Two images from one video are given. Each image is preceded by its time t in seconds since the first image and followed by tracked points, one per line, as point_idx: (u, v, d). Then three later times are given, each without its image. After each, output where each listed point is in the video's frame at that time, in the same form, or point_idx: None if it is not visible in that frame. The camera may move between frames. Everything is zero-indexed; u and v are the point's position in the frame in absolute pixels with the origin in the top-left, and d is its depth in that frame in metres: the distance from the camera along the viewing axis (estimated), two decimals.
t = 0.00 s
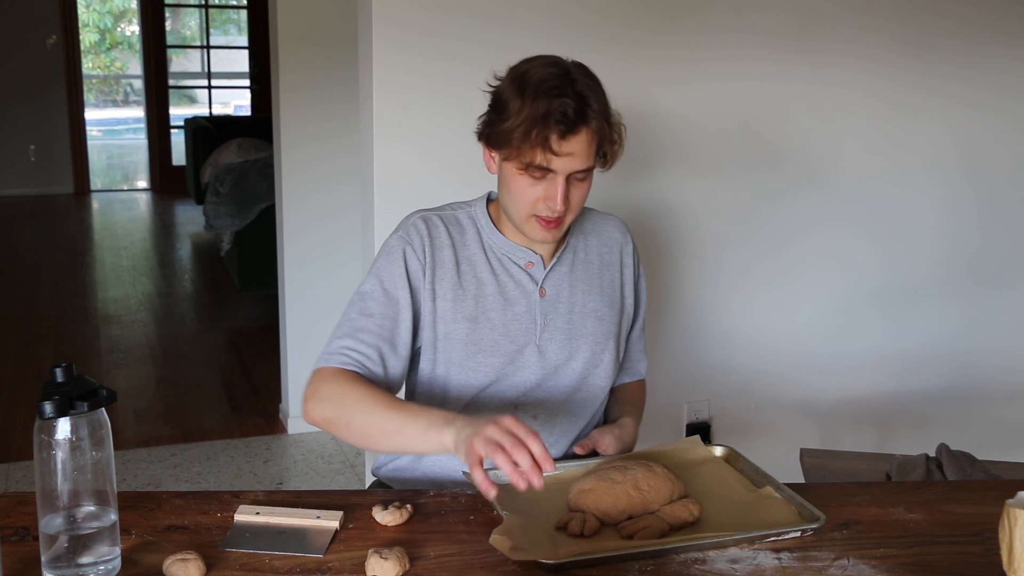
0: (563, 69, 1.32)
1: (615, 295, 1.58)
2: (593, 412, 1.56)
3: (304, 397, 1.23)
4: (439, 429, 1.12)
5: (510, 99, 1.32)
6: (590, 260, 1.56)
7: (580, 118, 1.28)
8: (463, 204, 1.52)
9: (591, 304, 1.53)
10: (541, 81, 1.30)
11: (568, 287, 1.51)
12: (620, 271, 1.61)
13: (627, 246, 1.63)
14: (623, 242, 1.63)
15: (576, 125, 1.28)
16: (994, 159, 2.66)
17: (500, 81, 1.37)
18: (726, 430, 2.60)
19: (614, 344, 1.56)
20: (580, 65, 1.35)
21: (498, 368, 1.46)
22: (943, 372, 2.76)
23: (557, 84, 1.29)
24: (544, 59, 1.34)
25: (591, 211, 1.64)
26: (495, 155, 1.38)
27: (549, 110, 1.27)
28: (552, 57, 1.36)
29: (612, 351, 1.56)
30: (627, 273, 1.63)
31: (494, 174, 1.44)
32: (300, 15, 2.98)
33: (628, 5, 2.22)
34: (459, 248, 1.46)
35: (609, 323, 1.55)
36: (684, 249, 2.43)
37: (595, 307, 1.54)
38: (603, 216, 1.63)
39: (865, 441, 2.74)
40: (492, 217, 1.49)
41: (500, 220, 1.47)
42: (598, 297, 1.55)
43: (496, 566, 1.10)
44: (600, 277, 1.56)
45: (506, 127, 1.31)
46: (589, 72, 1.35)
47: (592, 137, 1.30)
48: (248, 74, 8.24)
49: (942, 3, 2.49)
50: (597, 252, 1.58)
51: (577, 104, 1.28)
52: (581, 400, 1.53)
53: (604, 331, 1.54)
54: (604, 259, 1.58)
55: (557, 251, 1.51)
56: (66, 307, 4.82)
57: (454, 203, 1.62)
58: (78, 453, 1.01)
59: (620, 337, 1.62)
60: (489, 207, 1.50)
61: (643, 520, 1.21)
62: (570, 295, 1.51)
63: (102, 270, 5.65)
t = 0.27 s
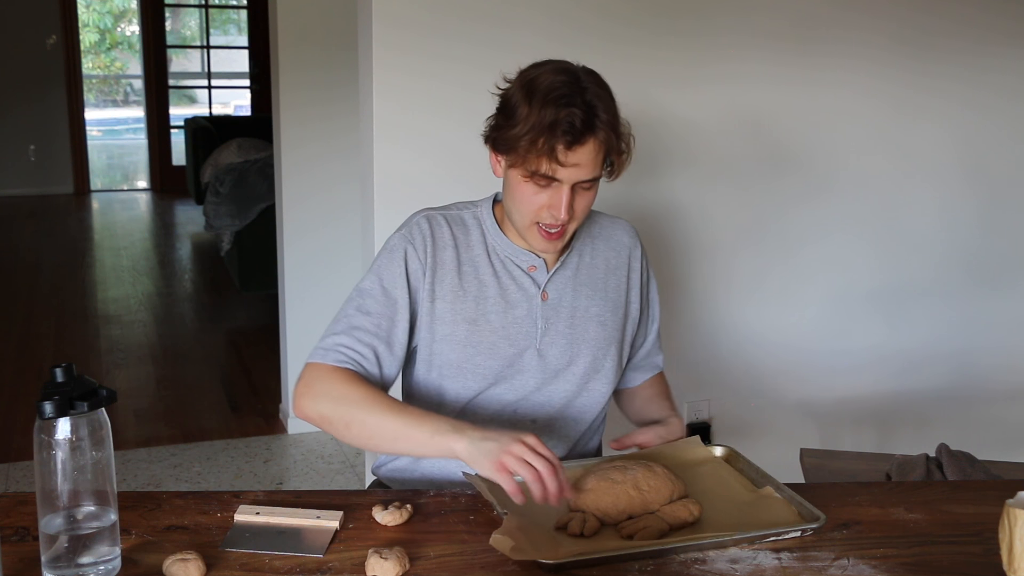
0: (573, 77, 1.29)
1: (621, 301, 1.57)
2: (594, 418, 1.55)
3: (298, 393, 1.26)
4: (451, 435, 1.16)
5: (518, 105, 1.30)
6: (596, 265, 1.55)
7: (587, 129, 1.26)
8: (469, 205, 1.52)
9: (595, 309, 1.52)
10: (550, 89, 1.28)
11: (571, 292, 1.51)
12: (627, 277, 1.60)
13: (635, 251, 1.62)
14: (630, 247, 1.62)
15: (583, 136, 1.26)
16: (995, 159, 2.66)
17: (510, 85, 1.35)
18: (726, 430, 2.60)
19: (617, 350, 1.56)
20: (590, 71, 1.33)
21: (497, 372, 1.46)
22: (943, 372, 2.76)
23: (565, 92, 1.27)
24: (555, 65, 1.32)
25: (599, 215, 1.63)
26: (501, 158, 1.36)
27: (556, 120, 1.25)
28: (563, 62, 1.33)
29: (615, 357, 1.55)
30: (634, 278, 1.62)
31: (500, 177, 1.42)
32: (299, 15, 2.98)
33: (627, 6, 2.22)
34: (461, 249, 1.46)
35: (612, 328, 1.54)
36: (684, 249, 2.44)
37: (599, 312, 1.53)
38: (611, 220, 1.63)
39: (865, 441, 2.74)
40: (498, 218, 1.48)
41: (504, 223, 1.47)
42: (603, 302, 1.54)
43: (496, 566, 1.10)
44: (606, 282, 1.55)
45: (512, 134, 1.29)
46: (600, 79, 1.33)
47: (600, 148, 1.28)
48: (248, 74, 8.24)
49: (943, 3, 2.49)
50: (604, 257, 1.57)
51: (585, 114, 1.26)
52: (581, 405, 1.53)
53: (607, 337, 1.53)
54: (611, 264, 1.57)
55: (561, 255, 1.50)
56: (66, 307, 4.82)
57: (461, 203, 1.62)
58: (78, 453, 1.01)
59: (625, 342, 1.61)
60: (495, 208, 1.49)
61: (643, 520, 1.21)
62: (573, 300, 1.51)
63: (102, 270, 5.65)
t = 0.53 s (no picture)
0: (574, 82, 1.29)
1: (623, 302, 1.57)
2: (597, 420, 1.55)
3: (317, 403, 1.26)
4: (480, 458, 1.17)
5: (520, 111, 1.30)
6: (598, 266, 1.55)
7: (588, 135, 1.25)
8: (472, 206, 1.52)
9: (598, 312, 1.53)
10: (551, 95, 1.28)
11: (575, 294, 1.51)
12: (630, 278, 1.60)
13: (636, 252, 1.63)
14: (632, 249, 1.62)
15: (584, 143, 1.25)
16: (997, 160, 2.65)
17: (512, 90, 1.35)
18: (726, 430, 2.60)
19: (619, 352, 1.56)
20: (592, 76, 1.33)
21: (502, 374, 1.46)
22: (943, 372, 2.76)
23: (566, 98, 1.27)
24: (557, 70, 1.31)
25: (601, 216, 1.63)
26: (502, 163, 1.36)
27: (556, 127, 1.25)
28: (565, 67, 1.33)
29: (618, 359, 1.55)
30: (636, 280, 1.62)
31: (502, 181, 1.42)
32: (299, 15, 2.98)
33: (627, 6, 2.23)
34: (466, 250, 1.46)
35: (615, 330, 1.55)
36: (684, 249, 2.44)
37: (602, 314, 1.53)
38: (613, 222, 1.63)
39: (865, 441, 2.74)
40: (501, 220, 1.48)
41: (507, 225, 1.47)
42: (605, 304, 1.54)
43: (496, 566, 1.10)
44: (609, 284, 1.56)
45: (514, 140, 1.29)
46: (603, 84, 1.32)
47: (600, 154, 1.27)
48: (248, 74, 8.24)
49: (944, 3, 2.49)
50: (607, 259, 1.57)
51: (586, 120, 1.26)
52: (585, 407, 1.53)
53: (610, 339, 1.54)
54: (614, 266, 1.58)
55: (564, 257, 1.50)
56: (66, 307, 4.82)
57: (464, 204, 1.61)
58: (78, 453, 1.01)
59: (627, 343, 1.61)
60: (498, 209, 1.49)
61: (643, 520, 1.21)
62: (577, 302, 1.51)
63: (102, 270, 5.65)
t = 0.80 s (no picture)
0: (571, 84, 1.29)
1: (622, 303, 1.57)
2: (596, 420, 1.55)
3: (322, 404, 1.24)
4: (479, 454, 1.14)
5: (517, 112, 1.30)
6: (597, 267, 1.55)
7: (584, 138, 1.25)
8: (471, 205, 1.52)
9: (597, 312, 1.52)
10: (548, 97, 1.27)
11: (573, 294, 1.51)
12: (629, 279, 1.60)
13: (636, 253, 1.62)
14: (631, 250, 1.62)
15: (579, 145, 1.25)
16: (998, 160, 2.65)
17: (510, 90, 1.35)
18: (726, 430, 2.60)
19: (618, 352, 1.56)
20: (590, 77, 1.32)
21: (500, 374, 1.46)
22: (944, 373, 2.76)
23: (563, 100, 1.27)
24: (555, 73, 1.31)
25: (601, 217, 1.63)
26: (499, 163, 1.35)
27: (552, 129, 1.25)
28: (562, 68, 1.33)
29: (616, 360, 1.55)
30: (635, 281, 1.62)
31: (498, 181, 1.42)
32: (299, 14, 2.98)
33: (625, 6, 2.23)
34: (465, 250, 1.46)
35: (614, 331, 1.54)
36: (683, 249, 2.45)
37: (601, 314, 1.53)
38: (613, 223, 1.63)
39: (865, 440, 2.74)
40: (500, 220, 1.48)
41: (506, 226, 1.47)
42: (604, 305, 1.54)
43: (496, 566, 1.10)
44: (608, 285, 1.55)
45: (510, 141, 1.29)
46: (601, 86, 1.32)
47: (597, 156, 1.27)
48: (249, 74, 8.24)
49: (945, 3, 2.49)
50: (606, 259, 1.57)
51: (581, 123, 1.26)
52: (583, 408, 1.53)
53: (609, 339, 1.53)
54: (613, 267, 1.58)
55: (563, 258, 1.50)
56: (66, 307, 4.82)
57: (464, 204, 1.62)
58: (78, 453, 1.01)
59: (627, 344, 1.61)
60: (497, 209, 1.49)
61: (643, 520, 1.21)
62: (575, 303, 1.51)
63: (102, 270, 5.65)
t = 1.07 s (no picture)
0: (572, 88, 1.28)
1: (622, 306, 1.57)
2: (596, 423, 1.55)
3: (320, 410, 1.25)
4: (473, 458, 1.15)
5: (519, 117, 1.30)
6: (597, 270, 1.55)
7: (586, 142, 1.25)
8: (472, 207, 1.52)
9: (597, 315, 1.52)
10: (550, 102, 1.27)
11: (573, 297, 1.51)
12: (629, 281, 1.60)
13: (636, 256, 1.62)
14: (632, 252, 1.62)
15: (582, 150, 1.25)
16: (999, 160, 2.64)
17: (511, 94, 1.34)
18: (726, 430, 2.60)
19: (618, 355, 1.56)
20: (591, 81, 1.32)
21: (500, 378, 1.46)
22: (944, 373, 2.76)
23: (565, 104, 1.27)
24: (556, 78, 1.31)
25: (601, 219, 1.63)
26: (501, 168, 1.35)
27: (554, 133, 1.25)
28: (563, 72, 1.32)
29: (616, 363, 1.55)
30: (635, 283, 1.61)
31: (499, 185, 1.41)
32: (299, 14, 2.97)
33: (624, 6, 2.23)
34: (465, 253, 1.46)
35: (614, 334, 1.54)
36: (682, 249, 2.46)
37: (602, 317, 1.53)
38: (613, 224, 1.63)
39: (865, 441, 2.74)
40: (500, 222, 1.48)
41: (507, 228, 1.47)
42: (604, 308, 1.54)
43: (497, 566, 1.10)
44: (608, 287, 1.55)
45: (513, 147, 1.29)
46: (602, 90, 1.32)
47: (599, 160, 1.27)
48: (249, 74, 8.23)
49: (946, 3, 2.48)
50: (606, 262, 1.57)
51: (584, 128, 1.25)
52: (583, 411, 1.53)
53: (609, 342, 1.53)
54: (613, 269, 1.57)
55: (563, 261, 1.50)
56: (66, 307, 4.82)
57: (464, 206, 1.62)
58: (78, 453, 1.01)
59: (627, 346, 1.61)
60: (497, 211, 1.49)
61: (643, 520, 1.21)
62: (576, 305, 1.51)
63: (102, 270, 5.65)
